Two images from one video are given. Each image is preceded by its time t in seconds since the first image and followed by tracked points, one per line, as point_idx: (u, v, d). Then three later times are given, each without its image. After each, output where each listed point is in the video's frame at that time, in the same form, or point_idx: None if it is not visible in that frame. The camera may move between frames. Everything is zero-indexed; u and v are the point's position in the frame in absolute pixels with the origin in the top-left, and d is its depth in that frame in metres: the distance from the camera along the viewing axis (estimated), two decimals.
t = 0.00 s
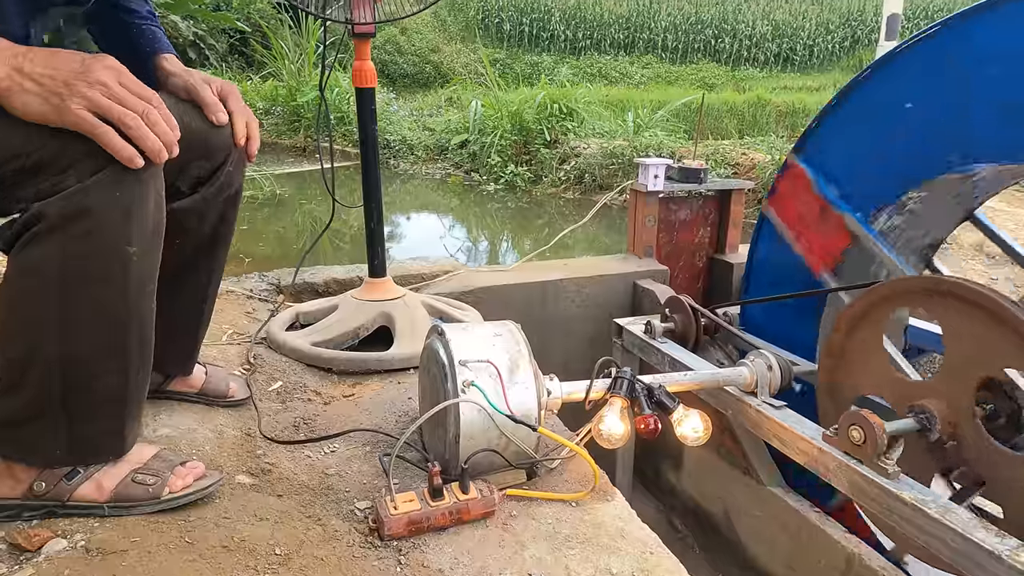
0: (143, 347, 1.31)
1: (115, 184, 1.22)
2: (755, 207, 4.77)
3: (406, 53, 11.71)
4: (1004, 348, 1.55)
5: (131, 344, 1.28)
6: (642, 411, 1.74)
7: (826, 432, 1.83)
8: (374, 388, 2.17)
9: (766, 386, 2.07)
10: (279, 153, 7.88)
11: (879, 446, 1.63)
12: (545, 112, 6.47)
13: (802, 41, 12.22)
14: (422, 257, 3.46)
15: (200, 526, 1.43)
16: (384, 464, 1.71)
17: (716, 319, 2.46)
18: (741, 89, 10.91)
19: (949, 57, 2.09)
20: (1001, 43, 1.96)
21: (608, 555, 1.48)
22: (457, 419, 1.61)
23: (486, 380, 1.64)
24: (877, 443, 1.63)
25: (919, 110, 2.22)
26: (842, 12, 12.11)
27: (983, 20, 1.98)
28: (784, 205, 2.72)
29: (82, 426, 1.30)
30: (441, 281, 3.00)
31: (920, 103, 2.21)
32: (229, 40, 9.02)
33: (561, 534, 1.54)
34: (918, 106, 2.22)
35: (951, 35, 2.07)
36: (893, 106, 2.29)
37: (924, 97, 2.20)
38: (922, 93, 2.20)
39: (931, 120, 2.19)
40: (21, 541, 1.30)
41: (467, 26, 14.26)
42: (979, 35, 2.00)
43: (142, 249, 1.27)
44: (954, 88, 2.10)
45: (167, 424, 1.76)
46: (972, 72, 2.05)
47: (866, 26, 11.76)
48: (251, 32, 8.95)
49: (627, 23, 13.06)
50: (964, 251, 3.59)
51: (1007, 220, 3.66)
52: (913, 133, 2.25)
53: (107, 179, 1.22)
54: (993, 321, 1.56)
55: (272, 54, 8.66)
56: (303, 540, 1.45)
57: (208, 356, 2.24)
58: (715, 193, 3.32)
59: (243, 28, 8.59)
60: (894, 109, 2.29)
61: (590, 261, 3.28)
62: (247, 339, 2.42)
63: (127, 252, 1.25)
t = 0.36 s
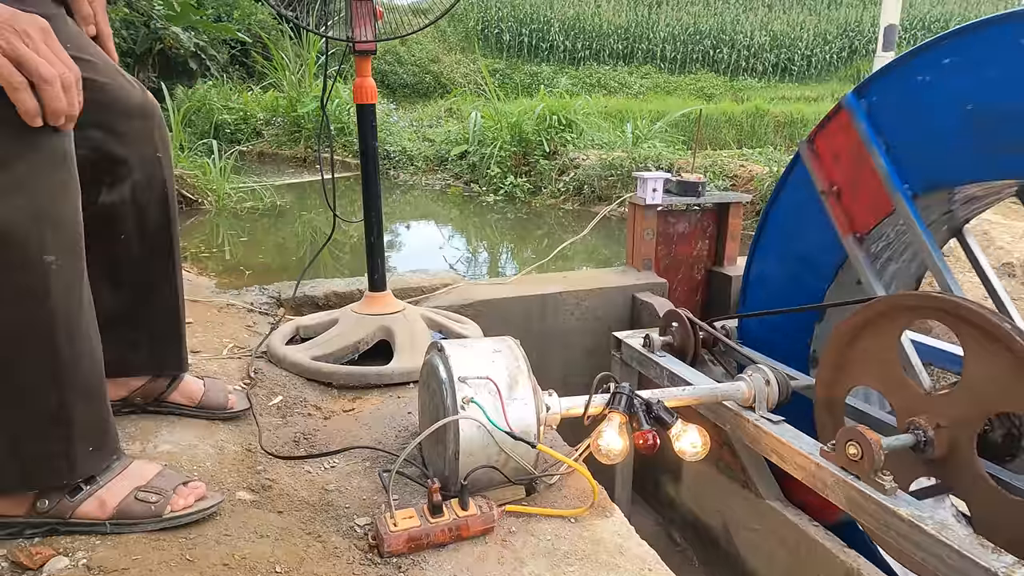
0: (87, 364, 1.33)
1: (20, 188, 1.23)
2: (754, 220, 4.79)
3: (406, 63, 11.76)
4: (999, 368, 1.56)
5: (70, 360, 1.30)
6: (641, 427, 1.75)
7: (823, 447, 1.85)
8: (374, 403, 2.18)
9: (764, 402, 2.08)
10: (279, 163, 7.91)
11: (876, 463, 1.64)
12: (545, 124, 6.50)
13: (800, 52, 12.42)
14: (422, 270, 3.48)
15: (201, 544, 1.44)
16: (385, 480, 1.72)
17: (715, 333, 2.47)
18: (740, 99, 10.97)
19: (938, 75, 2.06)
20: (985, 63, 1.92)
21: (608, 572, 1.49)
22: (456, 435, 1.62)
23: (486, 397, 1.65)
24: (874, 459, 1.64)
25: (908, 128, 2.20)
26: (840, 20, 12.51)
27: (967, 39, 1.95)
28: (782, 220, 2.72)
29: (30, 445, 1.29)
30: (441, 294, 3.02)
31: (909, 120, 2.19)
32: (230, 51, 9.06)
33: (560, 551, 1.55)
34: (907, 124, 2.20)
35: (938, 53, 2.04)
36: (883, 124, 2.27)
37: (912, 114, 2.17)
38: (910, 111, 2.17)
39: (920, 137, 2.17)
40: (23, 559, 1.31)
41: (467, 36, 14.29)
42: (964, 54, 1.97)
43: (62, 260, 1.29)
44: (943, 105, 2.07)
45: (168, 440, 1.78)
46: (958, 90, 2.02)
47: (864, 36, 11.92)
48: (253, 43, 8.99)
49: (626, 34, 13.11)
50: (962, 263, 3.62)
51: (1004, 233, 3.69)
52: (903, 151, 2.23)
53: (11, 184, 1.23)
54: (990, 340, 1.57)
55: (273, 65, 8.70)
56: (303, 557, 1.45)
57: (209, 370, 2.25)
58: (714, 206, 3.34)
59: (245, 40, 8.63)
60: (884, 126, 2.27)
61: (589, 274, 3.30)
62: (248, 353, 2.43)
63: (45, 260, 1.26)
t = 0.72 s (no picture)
0: (46, 364, 1.29)
1: None
2: (752, 231, 4.82)
3: (405, 74, 11.81)
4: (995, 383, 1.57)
5: (39, 370, 1.27)
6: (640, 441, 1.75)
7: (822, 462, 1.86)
8: (374, 417, 2.18)
9: (763, 416, 2.09)
10: (280, 173, 7.94)
11: (874, 477, 1.65)
12: (544, 135, 6.52)
13: (797, 62, 12.99)
14: (422, 282, 3.49)
15: (201, 561, 1.44)
16: (384, 494, 1.72)
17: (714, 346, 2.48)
18: (739, 110, 11.05)
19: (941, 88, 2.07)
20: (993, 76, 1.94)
21: None
22: (456, 450, 1.62)
23: (486, 413, 1.66)
24: (872, 474, 1.65)
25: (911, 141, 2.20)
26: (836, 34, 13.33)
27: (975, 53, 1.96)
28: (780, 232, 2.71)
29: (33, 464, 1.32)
30: (440, 307, 3.03)
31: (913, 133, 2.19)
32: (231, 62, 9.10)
33: (560, 567, 1.55)
34: (910, 136, 2.20)
35: (944, 67, 2.05)
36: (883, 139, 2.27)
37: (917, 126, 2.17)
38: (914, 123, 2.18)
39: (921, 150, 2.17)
40: None
41: (465, 45, 13.89)
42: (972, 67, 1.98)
43: (25, 277, 1.22)
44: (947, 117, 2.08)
45: (168, 456, 1.78)
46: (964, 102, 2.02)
47: (860, 48, 13.03)
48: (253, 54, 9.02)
49: (625, 44, 13.14)
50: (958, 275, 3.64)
51: (1000, 245, 3.71)
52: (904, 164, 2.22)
53: None
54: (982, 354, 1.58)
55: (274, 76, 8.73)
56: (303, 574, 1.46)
57: (209, 384, 2.25)
58: (712, 219, 3.36)
59: (247, 51, 8.66)
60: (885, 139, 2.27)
61: (589, 286, 3.31)
62: (248, 367, 2.43)
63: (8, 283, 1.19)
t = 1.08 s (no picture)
0: None
1: None
2: (751, 244, 4.83)
3: (405, 85, 11.86)
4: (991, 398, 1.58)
5: None
6: (638, 456, 1.75)
7: (820, 477, 1.86)
8: (374, 431, 2.19)
9: (761, 430, 2.09)
10: (280, 184, 8.01)
11: (872, 494, 1.66)
12: (543, 146, 6.54)
13: (795, 74, 13.05)
14: (421, 295, 3.50)
15: None
16: (384, 510, 1.73)
17: (713, 360, 2.48)
18: (737, 121, 11.11)
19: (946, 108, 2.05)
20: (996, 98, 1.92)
21: None
22: (456, 467, 1.63)
23: (485, 429, 1.66)
24: (869, 490, 1.66)
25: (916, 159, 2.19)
26: (832, 45, 13.51)
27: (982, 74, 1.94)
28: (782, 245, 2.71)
29: None
30: (440, 320, 3.04)
31: (918, 152, 2.18)
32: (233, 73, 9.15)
33: None
34: (914, 155, 2.19)
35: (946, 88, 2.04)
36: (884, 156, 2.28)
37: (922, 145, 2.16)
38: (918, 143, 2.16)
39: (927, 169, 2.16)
40: None
41: (465, 57, 14.19)
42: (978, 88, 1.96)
43: None
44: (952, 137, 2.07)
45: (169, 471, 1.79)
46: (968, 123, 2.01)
47: (857, 59, 13.00)
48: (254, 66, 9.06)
49: (623, 56, 13.20)
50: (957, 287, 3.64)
51: (997, 257, 3.72)
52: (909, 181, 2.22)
53: None
54: (978, 369, 1.59)
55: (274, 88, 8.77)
56: None
57: (209, 398, 2.26)
58: (710, 232, 3.37)
59: (248, 63, 8.70)
60: (890, 156, 2.26)
61: (588, 299, 3.32)
62: (248, 380, 2.44)
63: None
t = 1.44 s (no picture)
0: None
1: None
2: (750, 257, 4.84)
3: (406, 98, 11.91)
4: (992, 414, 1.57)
5: None
6: (638, 473, 1.75)
7: (821, 494, 1.85)
8: (375, 446, 2.19)
9: (762, 446, 2.08)
10: (281, 196, 7.94)
11: (873, 510, 1.65)
12: (544, 160, 6.57)
13: (794, 86, 13.15)
14: (420, 309, 3.50)
15: None
16: (385, 527, 1.72)
17: (713, 375, 2.49)
18: (736, 133, 11.16)
19: (940, 123, 2.05)
20: (989, 114, 1.92)
21: None
22: (456, 484, 1.63)
23: (485, 446, 1.66)
24: (870, 507, 1.65)
25: (909, 174, 2.18)
26: (831, 57, 13.76)
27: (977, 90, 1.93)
28: (785, 254, 2.72)
29: None
30: (440, 334, 3.04)
31: (914, 166, 2.17)
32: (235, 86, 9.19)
33: None
34: (907, 169, 2.19)
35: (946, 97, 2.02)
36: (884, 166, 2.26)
37: (915, 159, 2.16)
38: (916, 155, 2.15)
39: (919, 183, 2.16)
40: None
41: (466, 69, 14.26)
42: (971, 103, 1.95)
43: None
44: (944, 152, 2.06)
45: (169, 487, 1.79)
46: (961, 138, 2.00)
47: (855, 71, 13.34)
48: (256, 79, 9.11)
49: (623, 69, 13.27)
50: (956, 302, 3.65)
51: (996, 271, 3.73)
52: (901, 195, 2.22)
53: None
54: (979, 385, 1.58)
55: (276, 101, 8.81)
56: None
57: (210, 413, 2.26)
58: (710, 246, 3.38)
59: (251, 76, 8.74)
60: (889, 168, 2.25)
61: (588, 313, 3.33)
62: (249, 395, 2.45)
63: None
